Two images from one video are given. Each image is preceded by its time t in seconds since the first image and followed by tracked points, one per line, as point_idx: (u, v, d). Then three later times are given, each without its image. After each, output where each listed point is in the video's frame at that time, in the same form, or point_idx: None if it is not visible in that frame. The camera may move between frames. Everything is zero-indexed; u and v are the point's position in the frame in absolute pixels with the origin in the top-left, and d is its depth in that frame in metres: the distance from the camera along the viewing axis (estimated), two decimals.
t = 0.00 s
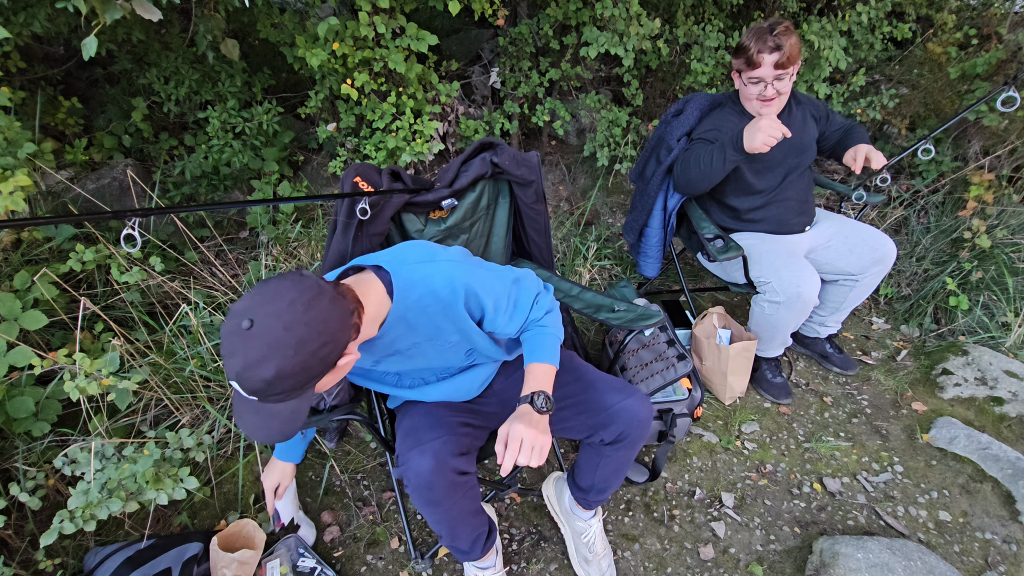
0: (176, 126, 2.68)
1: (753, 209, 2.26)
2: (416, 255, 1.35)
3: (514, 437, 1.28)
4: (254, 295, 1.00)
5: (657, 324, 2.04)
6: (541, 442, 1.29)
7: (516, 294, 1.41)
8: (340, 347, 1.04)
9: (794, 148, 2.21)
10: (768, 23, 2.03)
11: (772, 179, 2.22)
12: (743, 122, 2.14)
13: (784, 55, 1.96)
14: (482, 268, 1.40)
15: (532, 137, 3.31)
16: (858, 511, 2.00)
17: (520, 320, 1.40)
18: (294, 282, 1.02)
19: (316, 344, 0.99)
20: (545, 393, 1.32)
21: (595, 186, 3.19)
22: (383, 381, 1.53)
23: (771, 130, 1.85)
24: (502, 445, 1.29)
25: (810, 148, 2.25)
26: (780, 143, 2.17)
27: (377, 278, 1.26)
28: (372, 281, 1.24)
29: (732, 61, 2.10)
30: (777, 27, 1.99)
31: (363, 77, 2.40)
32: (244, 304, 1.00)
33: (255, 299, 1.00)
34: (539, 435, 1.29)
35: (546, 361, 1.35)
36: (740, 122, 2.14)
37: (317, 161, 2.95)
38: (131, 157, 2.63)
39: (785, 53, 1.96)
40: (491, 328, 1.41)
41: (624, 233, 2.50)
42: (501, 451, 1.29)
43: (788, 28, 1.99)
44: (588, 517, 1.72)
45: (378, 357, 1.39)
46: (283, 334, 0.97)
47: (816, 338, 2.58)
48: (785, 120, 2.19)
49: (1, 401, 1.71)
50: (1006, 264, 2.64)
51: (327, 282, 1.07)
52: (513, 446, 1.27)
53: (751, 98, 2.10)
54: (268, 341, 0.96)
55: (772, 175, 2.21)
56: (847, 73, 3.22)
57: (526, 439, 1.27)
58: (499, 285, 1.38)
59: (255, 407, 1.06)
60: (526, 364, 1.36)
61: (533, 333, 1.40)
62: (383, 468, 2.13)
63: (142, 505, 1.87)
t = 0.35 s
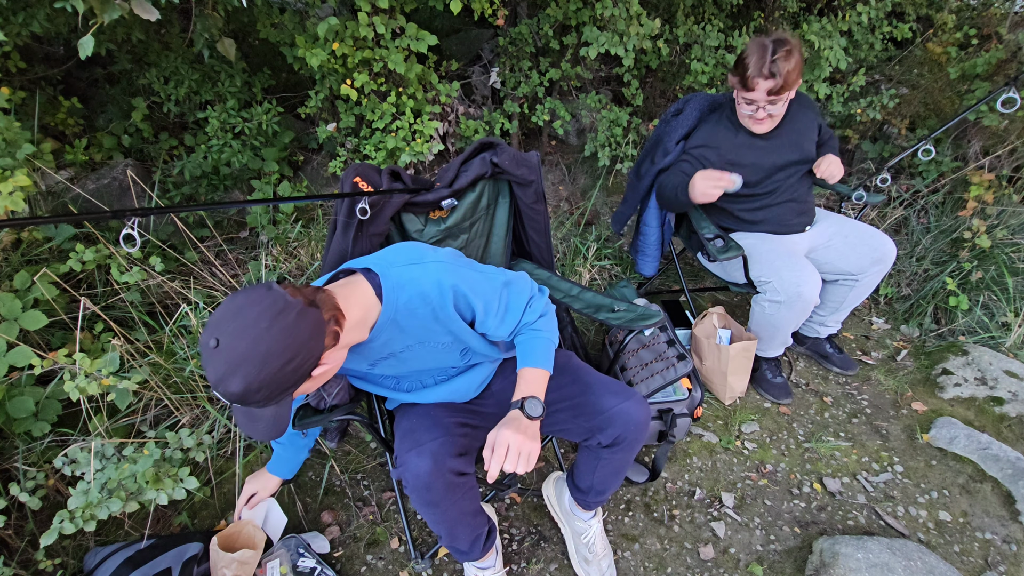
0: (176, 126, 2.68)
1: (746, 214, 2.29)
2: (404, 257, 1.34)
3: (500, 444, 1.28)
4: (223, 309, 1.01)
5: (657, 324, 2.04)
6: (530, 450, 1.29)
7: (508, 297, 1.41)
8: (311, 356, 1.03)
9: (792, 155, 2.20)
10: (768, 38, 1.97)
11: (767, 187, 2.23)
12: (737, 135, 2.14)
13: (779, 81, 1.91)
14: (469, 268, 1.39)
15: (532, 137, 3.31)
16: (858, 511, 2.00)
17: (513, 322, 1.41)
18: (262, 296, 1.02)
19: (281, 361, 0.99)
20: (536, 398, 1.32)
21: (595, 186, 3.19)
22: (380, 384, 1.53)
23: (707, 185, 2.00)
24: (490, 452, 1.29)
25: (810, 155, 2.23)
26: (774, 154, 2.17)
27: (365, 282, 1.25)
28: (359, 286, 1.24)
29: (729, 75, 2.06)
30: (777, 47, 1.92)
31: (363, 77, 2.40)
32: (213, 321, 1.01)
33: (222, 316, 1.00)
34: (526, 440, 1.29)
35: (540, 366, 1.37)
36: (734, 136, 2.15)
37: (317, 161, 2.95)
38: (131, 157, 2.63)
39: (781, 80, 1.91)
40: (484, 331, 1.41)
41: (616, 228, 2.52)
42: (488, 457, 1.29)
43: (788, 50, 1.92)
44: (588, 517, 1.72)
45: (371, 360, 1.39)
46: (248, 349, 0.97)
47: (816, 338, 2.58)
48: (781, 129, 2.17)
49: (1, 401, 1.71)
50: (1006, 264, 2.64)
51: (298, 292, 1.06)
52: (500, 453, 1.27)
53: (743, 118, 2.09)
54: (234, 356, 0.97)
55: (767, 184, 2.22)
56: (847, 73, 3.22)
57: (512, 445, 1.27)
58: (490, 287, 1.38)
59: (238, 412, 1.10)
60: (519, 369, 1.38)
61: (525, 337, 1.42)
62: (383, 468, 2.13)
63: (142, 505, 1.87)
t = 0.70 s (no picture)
0: (176, 126, 2.68)
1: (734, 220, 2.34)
2: (404, 256, 1.34)
3: (497, 446, 1.27)
4: (211, 305, 1.01)
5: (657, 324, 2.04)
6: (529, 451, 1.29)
7: (506, 297, 1.41)
8: (298, 352, 1.02)
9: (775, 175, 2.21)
10: (742, 71, 1.93)
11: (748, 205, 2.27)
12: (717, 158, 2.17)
13: (746, 121, 1.91)
14: (468, 268, 1.39)
15: (532, 137, 3.31)
16: (858, 511, 2.00)
17: (510, 324, 1.40)
18: (252, 291, 1.02)
19: (266, 357, 0.99)
20: (533, 400, 1.32)
21: (595, 186, 3.19)
22: (381, 381, 1.53)
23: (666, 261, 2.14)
24: (485, 454, 1.29)
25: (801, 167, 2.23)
26: (754, 175, 2.20)
27: (365, 280, 1.26)
28: (358, 283, 1.25)
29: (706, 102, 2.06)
30: (747, 83, 1.89)
31: (363, 77, 2.40)
32: (207, 314, 1.03)
33: (214, 309, 1.01)
34: (523, 442, 1.28)
35: (536, 367, 1.36)
36: (714, 158, 2.18)
37: (317, 161, 2.95)
38: (131, 157, 2.63)
39: (747, 120, 1.90)
40: (482, 330, 1.41)
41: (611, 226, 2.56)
42: (484, 459, 1.29)
43: (758, 87, 1.88)
44: (588, 517, 1.72)
45: (370, 358, 1.39)
46: (233, 345, 0.98)
47: (816, 338, 2.57)
48: (764, 149, 2.17)
49: (1, 401, 1.71)
50: (1006, 264, 2.64)
51: (288, 289, 1.05)
52: (495, 455, 1.27)
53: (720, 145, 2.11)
54: (220, 353, 0.98)
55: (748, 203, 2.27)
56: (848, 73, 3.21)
57: (509, 448, 1.27)
58: (488, 287, 1.38)
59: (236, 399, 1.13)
60: (517, 369, 1.37)
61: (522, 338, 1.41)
62: (383, 468, 2.13)
63: (142, 505, 1.87)
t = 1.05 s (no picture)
0: (176, 126, 2.68)
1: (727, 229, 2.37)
2: (396, 257, 1.35)
3: (488, 448, 1.28)
4: (197, 319, 1.02)
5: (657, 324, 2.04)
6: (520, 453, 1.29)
7: (499, 298, 1.41)
8: (285, 359, 1.03)
9: (764, 187, 2.21)
10: (712, 96, 1.94)
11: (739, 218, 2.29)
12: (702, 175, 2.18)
13: (717, 147, 1.93)
14: (461, 269, 1.39)
15: (532, 137, 3.31)
16: (858, 511, 2.00)
17: (503, 325, 1.41)
18: (235, 303, 1.02)
19: (253, 367, 0.99)
20: (527, 402, 1.32)
21: (595, 186, 3.19)
22: (379, 380, 1.53)
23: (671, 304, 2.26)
24: (476, 454, 1.29)
25: (790, 177, 2.23)
26: (741, 189, 2.21)
27: (356, 282, 1.27)
28: (350, 286, 1.26)
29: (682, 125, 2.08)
30: (717, 109, 1.91)
31: (363, 77, 2.40)
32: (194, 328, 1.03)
33: (200, 322, 1.01)
34: (514, 445, 1.28)
35: (530, 368, 1.36)
36: (698, 175, 2.19)
37: (317, 162, 2.95)
38: (131, 157, 2.63)
39: (719, 146, 1.93)
40: (476, 331, 1.41)
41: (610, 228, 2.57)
42: (475, 461, 1.29)
43: (727, 112, 1.90)
44: (588, 517, 1.72)
45: (366, 358, 1.40)
46: (219, 359, 0.98)
47: (816, 338, 2.57)
48: (749, 164, 2.18)
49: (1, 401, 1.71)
50: (1006, 264, 2.64)
51: (270, 297, 1.05)
52: (487, 458, 1.27)
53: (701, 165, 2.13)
54: (209, 365, 0.99)
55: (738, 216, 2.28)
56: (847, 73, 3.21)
57: (500, 450, 1.27)
58: (481, 289, 1.39)
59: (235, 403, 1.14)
60: (510, 370, 1.37)
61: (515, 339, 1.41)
62: (383, 468, 2.13)
63: (142, 505, 1.87)
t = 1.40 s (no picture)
0: (176, 126, 2.68)
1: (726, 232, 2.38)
2: (376, 260, 1.35)
3: (488, 437, 1.29)
4: (186, 336, 1.02)
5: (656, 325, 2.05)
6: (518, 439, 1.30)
7: (484, 289, 1.42)
8: (279, 367, 1.03)
9: (759, 192, 2.22)
10: (704, 106, 1.94)
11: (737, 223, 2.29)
12: (698, 182, 2.19)
13: (711, 157, 1.94)
14: (442, 263, 1.40)
15: (532, 137, 3.30)
16: (858, 511, 2.00)
17: (493, 315, 1.41)
18: (222, 315, 1.03)
19: (246, 376, 0.99)
20: (524, 389, 1.33)
21: (595, 186, 3.19)
22: (374, 386, 1.52)
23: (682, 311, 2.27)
24: (480, 447, 1.31)
25: (787, 180, 2.23)
26: (738, 195, 2.22)
27: (336, 285, 1.27)
28: (331, 291, 1.25)
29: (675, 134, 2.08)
30: (709, 120, 1.91)
31: (363, 77, 2.40)
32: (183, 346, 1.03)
33: (189, 339, 1.02)
34: (514, 432, 1.29)
35: (524, 355, 1.36)
36: (693, 181, 2.20)
37: (317, 162, 2.95)
38: (131, 157, 2.63)
39: (712, 156, 1.94)
40: (467, 326, 1.41)
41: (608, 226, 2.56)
42: (478, 450, 1.31)
43: (719, 123, 1.90)
44: (598, 523, 1.72)
45: (359, 364, 1.39)
46: (212, 370, 0.98)
47: (816, 338, 2.57)
48: (744, 170, 2.19)
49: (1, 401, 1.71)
50: (1006, 264, 2.64)
51: (259, 307, 1.06)
52: (489, 446, 1.29)
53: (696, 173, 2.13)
54: (201, 379, 0.99)
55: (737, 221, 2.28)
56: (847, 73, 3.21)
57: (500, 438, 1.28)
58: (465, 282, 1.39)
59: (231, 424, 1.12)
60: (504, 361, 1.37)
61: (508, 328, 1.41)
62: (383, 468, 2.13)
63: (142, 505, 1.87)
